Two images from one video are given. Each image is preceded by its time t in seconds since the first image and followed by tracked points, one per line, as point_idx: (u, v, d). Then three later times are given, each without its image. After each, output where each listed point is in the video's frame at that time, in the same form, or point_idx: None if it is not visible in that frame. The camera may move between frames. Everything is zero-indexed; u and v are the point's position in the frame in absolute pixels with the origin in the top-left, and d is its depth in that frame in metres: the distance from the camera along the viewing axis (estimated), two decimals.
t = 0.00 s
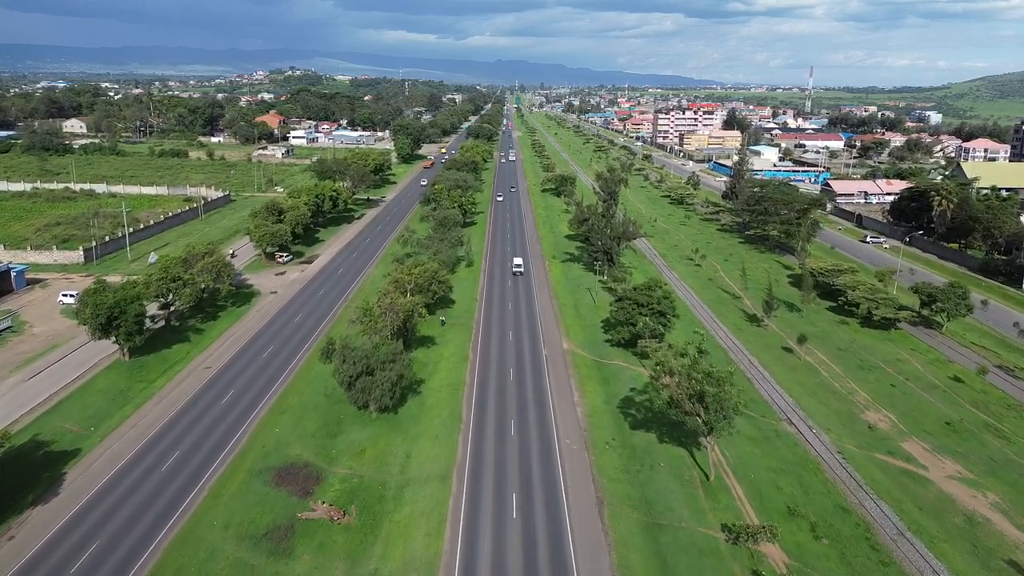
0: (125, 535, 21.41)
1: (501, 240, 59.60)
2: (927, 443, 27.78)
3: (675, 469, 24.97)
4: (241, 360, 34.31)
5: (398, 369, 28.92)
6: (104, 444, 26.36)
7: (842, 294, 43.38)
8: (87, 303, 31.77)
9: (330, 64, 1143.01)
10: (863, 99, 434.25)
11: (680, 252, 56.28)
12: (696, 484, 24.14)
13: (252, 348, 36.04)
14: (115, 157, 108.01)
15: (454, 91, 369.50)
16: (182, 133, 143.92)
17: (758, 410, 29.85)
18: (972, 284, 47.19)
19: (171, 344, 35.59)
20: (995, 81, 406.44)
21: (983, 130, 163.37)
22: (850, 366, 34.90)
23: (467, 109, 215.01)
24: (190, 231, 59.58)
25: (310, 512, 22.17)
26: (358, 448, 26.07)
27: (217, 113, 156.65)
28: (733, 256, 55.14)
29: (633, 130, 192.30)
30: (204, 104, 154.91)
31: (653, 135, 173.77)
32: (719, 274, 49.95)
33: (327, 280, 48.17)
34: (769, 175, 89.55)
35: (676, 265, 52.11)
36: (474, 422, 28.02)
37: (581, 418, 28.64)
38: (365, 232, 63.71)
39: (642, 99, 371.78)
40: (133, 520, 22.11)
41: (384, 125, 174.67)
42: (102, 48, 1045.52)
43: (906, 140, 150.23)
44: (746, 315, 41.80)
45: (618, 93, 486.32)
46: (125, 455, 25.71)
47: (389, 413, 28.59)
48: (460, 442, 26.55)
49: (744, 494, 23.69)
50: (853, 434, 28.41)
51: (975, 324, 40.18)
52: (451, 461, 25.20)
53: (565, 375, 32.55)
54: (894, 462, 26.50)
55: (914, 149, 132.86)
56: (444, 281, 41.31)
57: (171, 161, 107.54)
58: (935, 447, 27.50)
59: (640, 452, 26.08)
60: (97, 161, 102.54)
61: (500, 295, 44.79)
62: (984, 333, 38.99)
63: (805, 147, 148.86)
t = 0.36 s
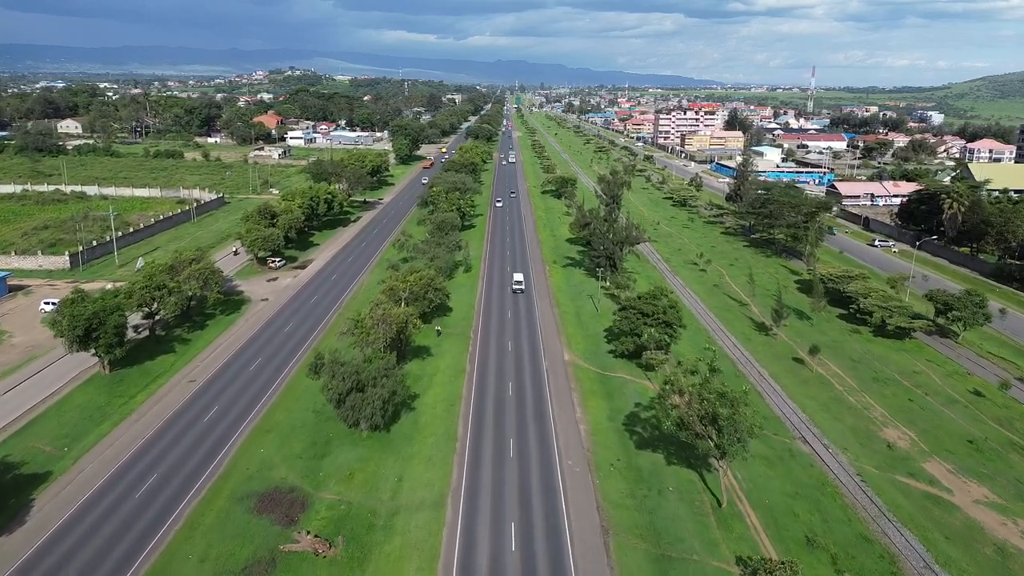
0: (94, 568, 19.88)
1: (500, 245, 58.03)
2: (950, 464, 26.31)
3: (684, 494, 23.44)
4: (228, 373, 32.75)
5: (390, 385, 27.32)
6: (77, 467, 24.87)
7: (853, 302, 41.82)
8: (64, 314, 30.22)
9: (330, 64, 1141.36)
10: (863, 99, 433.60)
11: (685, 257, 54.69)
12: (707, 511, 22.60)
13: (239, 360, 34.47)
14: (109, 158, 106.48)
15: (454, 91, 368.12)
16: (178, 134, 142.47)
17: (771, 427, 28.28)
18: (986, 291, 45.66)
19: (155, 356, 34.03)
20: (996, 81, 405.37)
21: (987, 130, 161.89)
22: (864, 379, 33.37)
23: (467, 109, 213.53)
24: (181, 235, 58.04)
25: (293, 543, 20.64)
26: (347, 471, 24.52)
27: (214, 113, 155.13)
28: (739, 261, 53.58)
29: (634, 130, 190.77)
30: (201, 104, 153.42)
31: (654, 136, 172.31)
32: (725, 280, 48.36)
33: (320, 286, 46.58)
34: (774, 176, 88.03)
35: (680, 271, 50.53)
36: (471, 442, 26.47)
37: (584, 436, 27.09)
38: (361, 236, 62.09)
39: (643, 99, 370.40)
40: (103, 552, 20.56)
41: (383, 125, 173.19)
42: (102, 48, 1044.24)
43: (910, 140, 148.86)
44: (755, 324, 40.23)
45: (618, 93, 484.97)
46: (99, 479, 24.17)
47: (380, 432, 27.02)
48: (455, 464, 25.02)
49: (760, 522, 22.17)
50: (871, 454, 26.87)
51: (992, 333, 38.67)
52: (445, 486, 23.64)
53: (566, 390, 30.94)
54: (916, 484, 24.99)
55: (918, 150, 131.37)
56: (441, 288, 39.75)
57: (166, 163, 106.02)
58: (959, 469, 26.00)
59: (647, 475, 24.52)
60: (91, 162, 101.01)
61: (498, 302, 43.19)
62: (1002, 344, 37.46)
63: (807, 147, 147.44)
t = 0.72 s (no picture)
0: None
1: (499, 249, 56.53)
2: (976, 487, 24.78)
3: (695, 522, 21.90)
4: (213, 387, 31.22)
5: (383, 403, 25.75)
6: (47, 492, 23.33)
7: (865, 311, 40.36)
8: (38, 326, 28.69)
9: (330, 64, 1139.84)
10: (864, 99, 432.18)
11: (690, 262, 53.17)
12: (720, 542, 21.07)
13: (226, 372, 32.91)
14: (103, 159, 104.84)
15: (453, 91, 366.76)
16: (174, 134, 140.98)
17: (785, 447, 26.68)
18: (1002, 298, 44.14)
19: (137, 369, 32.46)
20: (998, 81, 403.79)
21: (992, 130, 160.35)
22: (880, 392, 31.85)
23: (466, 109, 212.12)
24: (171, 239, 56.55)
25: None
26: (336, 497, 22.96)
27: (211, 113, 153.52)
28: (745, 266, 52.07)
29: (635, 130, 189.22)
30: (198, 105, 151.81)
31: (655, 136, 170.80)
32: (731, 286, 46.83)
33: (313, 293, 45.04)
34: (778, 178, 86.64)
35: (685, 277, 49.00)
36: (468, 464, 24.94)
37: (587, 456, 25.54)
38: (357, 240, 60.55)
39: (642, 99, 369.31)
40: None
41: (381, 125, 171.66)
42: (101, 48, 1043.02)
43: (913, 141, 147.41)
44: (764, 333, 38.71)
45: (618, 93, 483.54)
46: (70, 506, 22.60)
47: (371, 453, 25.48)
48: (451, 489, 23.48)
49: (777, 554, 20.64)
50: (893, 476, 25.29)
51: (1010, 343, 37.21)
52: (439, 514, 22.09)
53: (568, 405, 29.38)
54: (942, 509, 23.47)
55: (923, 150, 129.79)
56: (438, 296, 38.23)
57: (160, 164, 104.51)
58: (986, 492, 24.48)
59: (655, 501, 23.00)
60: (84, 164, 99.42)
61: (497, 310, 41.62)
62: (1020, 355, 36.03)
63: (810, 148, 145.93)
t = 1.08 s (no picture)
0: None
1: (498, 254, 55.01)
2: (1006, 513, 23.24)
3: (708, 554, 20.36)
4: (197, 402, 29.68)
5: (373, 423, 24.20)
6: (12, 520, 21.72)
7: (878, 320, 38.85)
8: (11, 340, 27.17)
9: (330, 64, 1138.31)
10: (865, 100, 430.67)
11: (695, 267, 51.63)
12: None
13: (211, 385, 31.36)
14: (97, 160, 103.30)
15: (453, 91, 365.25)
16: (170, 134, 139.28)
17: (801, 469, 25.15)
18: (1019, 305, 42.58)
19: (118, 383, 30.92)
20: (999, 80, 402.11)
21: (996, 130, 158.74)
22: (898, 408, 30.33)
23: (466, 110, 210.63)
24: (162, 243, 54.99)
25: None
26: (322, 526, 21.41)
27: (208, 113, 151.98)
28: (751, 271, 50.54)
29: (636, 130, 187.70)
30: (195, 105, 150.26)
31: (656, 136, 169.13)
32: (738, 293, 45.27)
33: (305, 300, 43.49)
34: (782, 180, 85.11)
35: (690, 283, 47.46)
36: (464, 488, 23.41)
37: (590, 480, 24.00)
38: (352, 244, 58.96)
39: (642, 99, 368.09)
40: None
41: (380, 126, 170.02)
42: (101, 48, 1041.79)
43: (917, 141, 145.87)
44: (774, 343, 37.15)
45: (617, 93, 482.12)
46: (36, 536, 21.04)
47: (362, 476, 23.94)
48: (445, 517, 21.95)
49: None
50: (917, 501, 23.75)
51: None
52: (432, 546, 20.53)
53: (571, 423, 27.82)
54: (971, 539, 21.91)
55: (928, 150, 128.09)
56: (434, 305, 36.67)
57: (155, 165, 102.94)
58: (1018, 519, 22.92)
59: (664, 530, 21.43)
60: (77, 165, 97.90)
61: (495, 319, 40.09)
62: None
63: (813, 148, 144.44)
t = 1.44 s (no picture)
0: None
1: (497, 259, 53.47)
2: None
3: None
4: (179, 419, 28.12)
5: (362, 445, 22.66)
6: None
7: (891, 329, 37.33)
8: None
9: (330, 64, 1137.14)
10: (866, 100, 429.32)
11: (699, 272, 50.10)
12: None
13: (195, 400, 29.81)
14: (90, 162, 101.70)
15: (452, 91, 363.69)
16: (166, 135, 137.81)
17: (819, 494, 23.60)
18: None
19: (97, 399, 29.42)
20: (1001, 80, 400.61)
21: (1000, 130, 157.16)
22: (918, 425, 28.78)
23: (465, 110, 209.06)
24: (151, 248, 53.53)
25: None
26: (306, 560, 19.86)
27: (204, 113, 150.17)
28: (757, 277, 49.04)
29: (636, 131, 186.18)
30: (191, 105, 147.97)
31: (658, 137, 167.61)
32: (745, 300, 43.73)
33: (297, 308, 41.93)
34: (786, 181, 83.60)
35: (696, 289, 45.92)
36: (459, 516, 21.86)
37: (595, 507, 22.46)
38: (347, 248, 57.38)
39: (642, 99, 366.92)
40: None
41: (379, 126, 168.19)
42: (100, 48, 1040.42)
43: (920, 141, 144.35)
44: (784, 354, 35.60)
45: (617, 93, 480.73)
46: None
47: (350, 503, 22.39)
48: (440, 548, 20.41)
49: None
50: (944, 529, 22.20)
51: None
52: None
53: (573, 443, 26.27)
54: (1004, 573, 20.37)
55: (932, 151, 126.51)
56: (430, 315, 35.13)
57: (148, 167, 100.67)
58: None
59: (675, 564, 19.88)
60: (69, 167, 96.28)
61: (494, 328, 38.55)
62: None
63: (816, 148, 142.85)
